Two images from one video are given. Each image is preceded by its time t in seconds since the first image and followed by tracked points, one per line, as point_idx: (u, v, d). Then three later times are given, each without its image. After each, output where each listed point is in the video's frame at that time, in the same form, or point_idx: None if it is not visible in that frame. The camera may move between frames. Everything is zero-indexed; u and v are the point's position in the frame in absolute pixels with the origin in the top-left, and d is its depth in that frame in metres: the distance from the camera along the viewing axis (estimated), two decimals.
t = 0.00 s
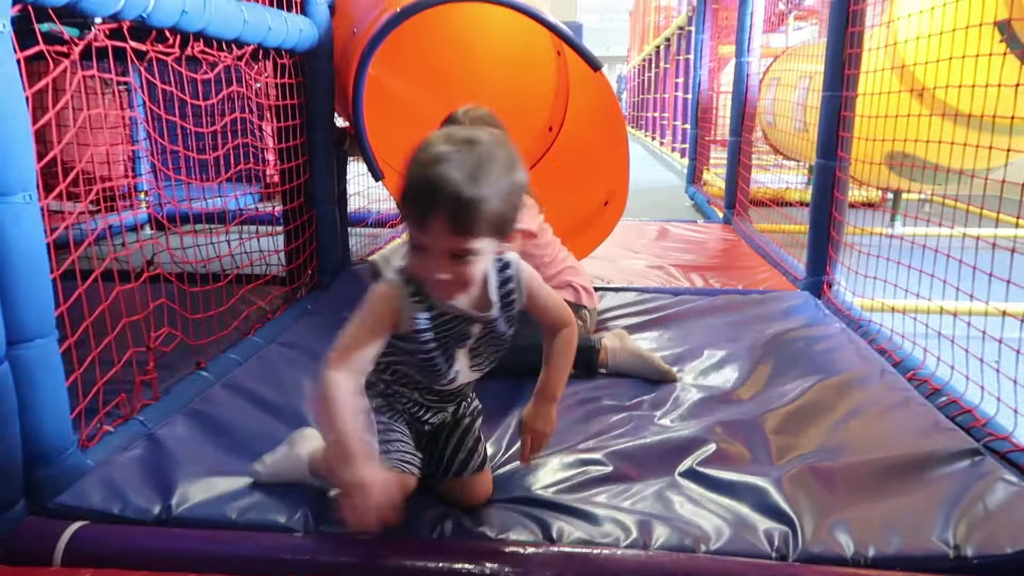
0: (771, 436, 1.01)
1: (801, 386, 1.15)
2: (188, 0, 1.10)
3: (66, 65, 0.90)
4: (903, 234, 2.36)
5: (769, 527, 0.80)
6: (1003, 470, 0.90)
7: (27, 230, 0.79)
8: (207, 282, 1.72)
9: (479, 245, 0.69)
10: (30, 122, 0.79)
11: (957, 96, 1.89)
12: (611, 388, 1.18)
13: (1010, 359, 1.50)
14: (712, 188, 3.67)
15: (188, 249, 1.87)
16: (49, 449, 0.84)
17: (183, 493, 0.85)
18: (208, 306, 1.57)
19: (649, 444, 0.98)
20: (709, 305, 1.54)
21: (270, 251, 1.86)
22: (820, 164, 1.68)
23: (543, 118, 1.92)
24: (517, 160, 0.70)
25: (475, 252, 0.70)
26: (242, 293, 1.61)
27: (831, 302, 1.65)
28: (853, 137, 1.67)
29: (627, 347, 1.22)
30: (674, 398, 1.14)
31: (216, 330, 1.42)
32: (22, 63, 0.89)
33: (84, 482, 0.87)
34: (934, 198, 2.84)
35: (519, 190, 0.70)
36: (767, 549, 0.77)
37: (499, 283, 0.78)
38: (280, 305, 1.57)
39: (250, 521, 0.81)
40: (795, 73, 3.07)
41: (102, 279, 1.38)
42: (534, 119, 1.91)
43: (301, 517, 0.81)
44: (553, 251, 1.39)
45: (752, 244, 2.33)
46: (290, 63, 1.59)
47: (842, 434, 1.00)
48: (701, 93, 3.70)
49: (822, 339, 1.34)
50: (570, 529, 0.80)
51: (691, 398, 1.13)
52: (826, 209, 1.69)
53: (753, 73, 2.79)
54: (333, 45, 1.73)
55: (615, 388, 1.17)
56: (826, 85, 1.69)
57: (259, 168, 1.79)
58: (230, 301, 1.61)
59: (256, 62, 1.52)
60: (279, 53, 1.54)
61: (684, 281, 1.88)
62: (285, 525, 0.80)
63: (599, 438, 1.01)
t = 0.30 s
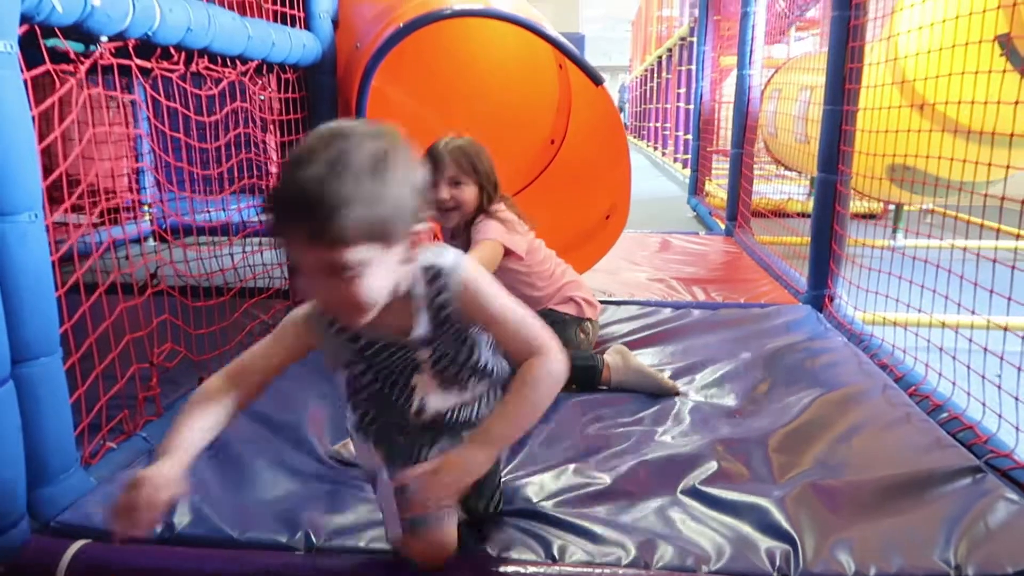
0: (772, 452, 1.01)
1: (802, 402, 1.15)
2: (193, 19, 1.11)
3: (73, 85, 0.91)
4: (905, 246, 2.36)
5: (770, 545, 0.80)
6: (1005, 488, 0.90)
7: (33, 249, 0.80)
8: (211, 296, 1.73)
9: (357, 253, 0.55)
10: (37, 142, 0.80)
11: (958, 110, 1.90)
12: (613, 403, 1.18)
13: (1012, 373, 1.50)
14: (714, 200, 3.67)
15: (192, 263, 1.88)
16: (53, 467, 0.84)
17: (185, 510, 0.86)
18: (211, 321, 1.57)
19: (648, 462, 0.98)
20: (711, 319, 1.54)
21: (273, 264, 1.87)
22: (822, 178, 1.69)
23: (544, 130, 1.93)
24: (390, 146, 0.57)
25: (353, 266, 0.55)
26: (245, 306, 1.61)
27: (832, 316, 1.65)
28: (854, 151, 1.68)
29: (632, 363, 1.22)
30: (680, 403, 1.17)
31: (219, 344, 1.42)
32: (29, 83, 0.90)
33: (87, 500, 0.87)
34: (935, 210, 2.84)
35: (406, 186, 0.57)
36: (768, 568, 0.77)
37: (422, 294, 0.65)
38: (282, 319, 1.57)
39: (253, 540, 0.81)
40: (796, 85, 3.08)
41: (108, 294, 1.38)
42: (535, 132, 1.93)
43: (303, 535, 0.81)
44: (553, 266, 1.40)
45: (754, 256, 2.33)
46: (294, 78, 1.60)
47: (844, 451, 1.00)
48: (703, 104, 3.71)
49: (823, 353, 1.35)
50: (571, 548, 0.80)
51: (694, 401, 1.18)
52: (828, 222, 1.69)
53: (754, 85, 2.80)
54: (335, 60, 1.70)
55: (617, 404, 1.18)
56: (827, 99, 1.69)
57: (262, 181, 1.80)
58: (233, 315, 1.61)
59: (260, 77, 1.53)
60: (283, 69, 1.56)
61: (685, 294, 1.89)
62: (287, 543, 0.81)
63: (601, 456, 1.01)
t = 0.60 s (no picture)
0: (775, 472, 1.00)
1: (805, 421, 1.15)
2: (199, 38, 1.12)
3: (80, 105, 0.91)
4: (907, 262, 2.36)
5: (774, 568, 0.80)
6: (1010, 509, 0.89)
7: (40, 268, 0.80)
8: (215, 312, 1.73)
9: (187, 389, 0.49)
10: (44, 162, 0.80)
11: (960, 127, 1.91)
12: (615, 420, 1.18)
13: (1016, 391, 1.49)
14: (716, 214, 3.68)
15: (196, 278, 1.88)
16: (54, 487, 0.84)
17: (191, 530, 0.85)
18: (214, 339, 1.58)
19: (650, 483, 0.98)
20: (713, 337, 1.54)
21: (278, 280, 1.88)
22: (824, 195, 1.69)
23: (548, 146, 1.93)
24: (234, 264, 0.52)
25: (188, 401, 0.50)
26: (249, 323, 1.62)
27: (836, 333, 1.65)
28: (856, 169, 1.68)
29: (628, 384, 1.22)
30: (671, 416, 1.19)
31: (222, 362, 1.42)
32: (37, 103, 0.90)
33: (89, 520, 0.87)
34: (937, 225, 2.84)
35: (247, 306, 0.51)
36: None
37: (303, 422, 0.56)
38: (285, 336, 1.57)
39: (257, 560, 0.81)
40: (797, 101, 3.09)
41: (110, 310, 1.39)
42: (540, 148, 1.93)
43: (306, 556, 0.81)
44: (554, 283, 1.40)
45: (756, 272, 2.34)
46: (298, 95, 1.61)
47: (847, 471, 1.00)
48: (705, 120, 3.72)
49: (826, 371, 1.35)
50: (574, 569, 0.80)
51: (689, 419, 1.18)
52: (830, 239, 1.69)
53: (756, 100, 2.81)
54: (340, 77, 1.73)
55: (619, 420, 1.17)
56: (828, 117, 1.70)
57: (266, 198, 1.80)
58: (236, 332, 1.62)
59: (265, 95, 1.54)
60: (288, 87, 1.56)
61: (688, 311, 1.88)
62: (290, 564, 0.80)
63: (605, 478, 1.00)
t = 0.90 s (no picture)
0: (780, 491, 1.00)
1: (810, 439, 1.15)
2: (207, 56, 1.13)
3: (87, 123, 0.92)
4: (910, 278, 2.36)
5: None
6: (1016, 529, 0.89)
7: (47, 285, 0.80)
8: (218, 327, 1.73)
9: None
10: (52, 179, 0.81)
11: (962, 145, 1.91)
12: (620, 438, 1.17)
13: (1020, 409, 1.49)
14: (718, 230, 3.68)
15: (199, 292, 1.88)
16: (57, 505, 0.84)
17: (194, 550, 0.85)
18: (218, 354, 1.57)
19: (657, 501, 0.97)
20: (717, 353, 1.53)
21: (281, 295, 1.88)
22: (827, 212, 1.70)
23: (551, 162, 1.94)
24: None
25: None
26: (252, 338, 1.62)
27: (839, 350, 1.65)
28: (859, 186, 1.68)
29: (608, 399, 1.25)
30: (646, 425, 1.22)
31: (225, 378, 1.42)
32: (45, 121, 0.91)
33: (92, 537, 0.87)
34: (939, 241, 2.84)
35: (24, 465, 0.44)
36: None
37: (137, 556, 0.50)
38: (288, 352, 1.57)
39: None
40: (800, 117, 3.10)
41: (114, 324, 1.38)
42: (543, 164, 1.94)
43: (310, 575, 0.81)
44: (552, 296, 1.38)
45: (759, 288, 2.33)
46: (303, 112, 1.62)
47: (852, 490, 1.00)
48: (708, 135, 3.73)
49: (830, 388, 1.34)
50: None
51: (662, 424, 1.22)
52: (833, 256, 1.69)
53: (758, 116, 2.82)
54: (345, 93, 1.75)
55: (624, 438, 1.17)
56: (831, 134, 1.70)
57: (270, 213, 1.80)
58: (240, 348, 1.62)
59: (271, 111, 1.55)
60: (293, 103, 1.57)
61: (691, 327, 1.88)
62: None
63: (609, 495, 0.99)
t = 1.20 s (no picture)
0: (786, 506, 0.99)
1: (815, 454, 1.14)
2: (213, 70, 1.13)
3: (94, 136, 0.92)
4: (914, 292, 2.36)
5: None
6: None
7: (53, 299, 0.80)
8: (222, 340, 1.73)
9: None
10: (58, 194, 0.81)
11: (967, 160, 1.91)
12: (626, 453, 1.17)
13: None
14: (721, 244, 3.68)
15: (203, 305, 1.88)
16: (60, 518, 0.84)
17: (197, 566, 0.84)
18: (221, 368, 1.57)
19: (661, 516, 0.97)
20: (722, 367, 1.53)
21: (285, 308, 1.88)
22: (831, 226, 1.70)
23: (555, 176, 1.94)
24: None
25: None
26: (256, 351, 1.62)
27: (844, 364, 1.64)
28: (863, 200, 1.68)
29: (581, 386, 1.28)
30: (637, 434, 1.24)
31: (229, 392, 1.42)
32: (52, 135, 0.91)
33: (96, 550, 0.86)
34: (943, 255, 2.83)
35: None
36: None
37: None
38: (292, 365, 1.57)
39: None
40: (802, 131, 3.10)
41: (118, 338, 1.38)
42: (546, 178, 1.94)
43: None
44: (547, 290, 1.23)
45: (763, 302, 2.33)
46: (308, 126, 1.62)
47: (859, 505, 0.99)
48: (710, 149, 3.74)
49: (836, 403, 1.34)
50: None
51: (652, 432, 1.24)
52: (837, 270, 1.69)
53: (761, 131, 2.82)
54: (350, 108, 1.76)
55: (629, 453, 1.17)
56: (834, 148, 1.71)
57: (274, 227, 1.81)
58: (244, 361, 1.62)
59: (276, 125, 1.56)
60: (298, 117, 1.58)
61: (695, 341, 1.88)
62: None
63: (615, 508, 0.99)
